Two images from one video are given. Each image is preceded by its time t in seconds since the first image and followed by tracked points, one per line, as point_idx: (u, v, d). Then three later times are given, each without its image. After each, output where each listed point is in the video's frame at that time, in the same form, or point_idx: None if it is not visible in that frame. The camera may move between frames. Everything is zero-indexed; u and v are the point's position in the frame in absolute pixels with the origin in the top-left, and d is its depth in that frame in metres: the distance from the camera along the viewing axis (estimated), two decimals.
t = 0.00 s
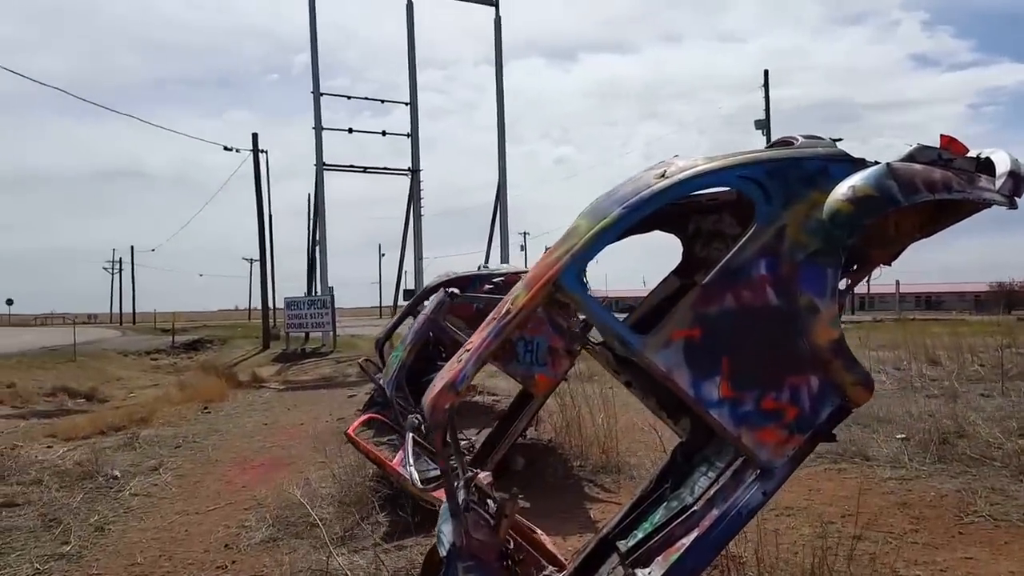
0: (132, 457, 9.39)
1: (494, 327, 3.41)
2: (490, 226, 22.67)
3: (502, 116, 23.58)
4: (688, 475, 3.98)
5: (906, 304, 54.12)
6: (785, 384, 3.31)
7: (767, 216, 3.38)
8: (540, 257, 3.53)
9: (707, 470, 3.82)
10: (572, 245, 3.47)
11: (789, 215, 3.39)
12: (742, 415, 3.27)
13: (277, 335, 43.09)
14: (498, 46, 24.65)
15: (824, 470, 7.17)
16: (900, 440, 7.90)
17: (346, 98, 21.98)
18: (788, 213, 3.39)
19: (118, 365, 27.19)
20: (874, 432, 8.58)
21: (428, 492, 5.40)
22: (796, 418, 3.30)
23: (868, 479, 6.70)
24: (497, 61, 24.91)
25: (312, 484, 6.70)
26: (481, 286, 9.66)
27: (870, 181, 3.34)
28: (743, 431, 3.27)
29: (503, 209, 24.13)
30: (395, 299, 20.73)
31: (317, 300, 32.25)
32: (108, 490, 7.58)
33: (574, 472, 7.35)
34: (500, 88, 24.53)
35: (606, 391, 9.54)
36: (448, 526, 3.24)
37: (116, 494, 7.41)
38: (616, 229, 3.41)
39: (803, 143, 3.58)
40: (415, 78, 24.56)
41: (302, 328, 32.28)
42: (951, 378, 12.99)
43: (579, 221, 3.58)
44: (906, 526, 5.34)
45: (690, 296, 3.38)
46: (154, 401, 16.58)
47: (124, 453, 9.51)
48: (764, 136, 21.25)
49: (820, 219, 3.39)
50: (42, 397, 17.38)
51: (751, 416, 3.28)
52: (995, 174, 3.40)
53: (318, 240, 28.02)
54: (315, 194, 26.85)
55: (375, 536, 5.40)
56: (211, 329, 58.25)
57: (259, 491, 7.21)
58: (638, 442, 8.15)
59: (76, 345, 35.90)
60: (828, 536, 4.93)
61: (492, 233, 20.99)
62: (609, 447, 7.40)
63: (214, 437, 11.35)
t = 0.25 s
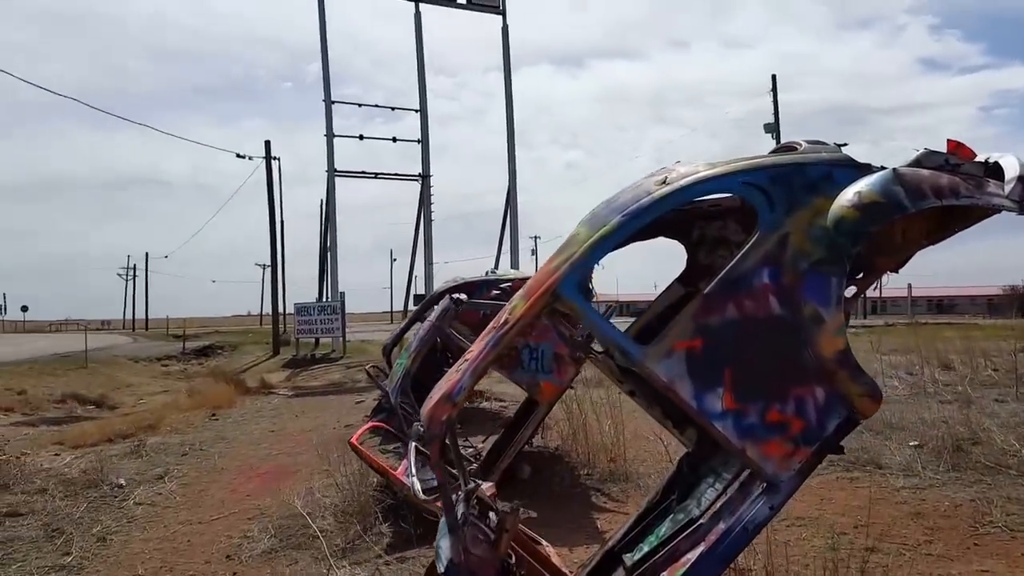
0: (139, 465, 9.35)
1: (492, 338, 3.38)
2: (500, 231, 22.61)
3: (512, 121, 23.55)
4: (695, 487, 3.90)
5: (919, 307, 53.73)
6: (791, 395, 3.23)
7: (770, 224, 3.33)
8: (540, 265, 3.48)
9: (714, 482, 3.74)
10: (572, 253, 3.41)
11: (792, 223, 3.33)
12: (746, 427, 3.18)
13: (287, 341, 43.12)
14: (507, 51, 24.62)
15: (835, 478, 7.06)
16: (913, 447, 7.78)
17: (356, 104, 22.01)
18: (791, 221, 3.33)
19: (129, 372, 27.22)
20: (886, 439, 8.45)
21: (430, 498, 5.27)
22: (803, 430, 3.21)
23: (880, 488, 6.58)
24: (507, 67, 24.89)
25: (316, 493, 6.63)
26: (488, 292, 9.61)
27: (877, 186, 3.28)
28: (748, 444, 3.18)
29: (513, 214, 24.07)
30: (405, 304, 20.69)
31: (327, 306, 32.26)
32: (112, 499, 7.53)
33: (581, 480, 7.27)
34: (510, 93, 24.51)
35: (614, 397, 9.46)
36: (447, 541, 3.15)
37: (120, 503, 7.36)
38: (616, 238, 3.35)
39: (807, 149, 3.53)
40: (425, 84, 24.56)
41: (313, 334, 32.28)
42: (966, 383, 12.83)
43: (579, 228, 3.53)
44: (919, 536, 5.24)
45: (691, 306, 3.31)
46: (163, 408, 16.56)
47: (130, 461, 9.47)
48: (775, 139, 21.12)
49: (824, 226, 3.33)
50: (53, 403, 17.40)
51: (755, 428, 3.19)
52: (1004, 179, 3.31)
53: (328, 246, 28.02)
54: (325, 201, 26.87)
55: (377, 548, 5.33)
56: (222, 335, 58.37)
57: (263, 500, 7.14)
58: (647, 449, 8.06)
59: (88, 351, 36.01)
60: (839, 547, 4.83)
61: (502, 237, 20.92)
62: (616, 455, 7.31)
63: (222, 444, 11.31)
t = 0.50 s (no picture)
0: (144, 475, 9.29)
1: (490, 346, 3.28)
2: (510, 239, 22.53)
3: (521, 129, 23.52)
4: (702, 500, 3.78)
5: (932, 313, 53.32)
6: (800, 406, 3.12)
7: (777, 228, 3.22)
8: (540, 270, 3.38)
9: (721, 495, 3.62)
10: (572, 259, 3.32)
11: (800, 227, 3.22)
12: (754, 438, 3.08)
13: (298, 348, 43.12)
14: (516, 59, 24.60)
15: (847, 489, 6.92)
16: (926, 457, 7.63)
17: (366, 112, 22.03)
18: (798, 225, 3.23)
19: (140, 380, 27.25)
20: (898, 448, 8.31)
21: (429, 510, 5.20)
22: (813, 442, 3.10)
23: (893, 499, 6.45)
24: (517, 75, 24.86)
25: (318, 505, 6.53)
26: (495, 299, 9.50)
27: (889, 188, 3.16)
28: (756, 456, 3.07)
29: (522, 222, 24.01)
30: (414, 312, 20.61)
31: (337, 313, 32.25)
32: (116, 509, 7.47)
33: (587, 492, 7.16)
34: (519, 101, 24.48)
35: (622, 406, 9.34)
36: (444, 558, 3.07)
37: (123, 514, 7.30)
38: (618, 242, 3.25)
39: (816, 151, 3.43)
40: (435, 92, 24.55)
41: (323, 342, 32.27)
42: (980, 390, 12.64)
43: (580, 232, 3.44)
44: (932, 550, 5.10)
45: (696, 313, 3.21)
46: (172, 416, 16.54)
47: (136, 471, 9.40)
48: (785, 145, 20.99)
49: (833, 230, 3.22)
50: (62, 412, 17.38)
51: (764, 440, 3.09)
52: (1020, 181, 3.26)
53: (339, 254, 28.02)
54: (336, 209, 26.88)
55: (377, 562, 5.24)
56: (234, 342, 58.52)
57: (267, 511, 7.06)
58: (654, 460, 7.94)
59: (101, 359, 36.09)
60: (850, 563, 4.70)
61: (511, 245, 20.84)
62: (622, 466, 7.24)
63: (228, 454, 11.24)
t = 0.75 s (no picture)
0: (149, 486, 9.24)
1: (489, 358, 3.20)
2: (519, 248, 22.45)
3: (530, 137, 23.48)
4: (710, 516, 3.67)
5: (946, 319, 52.91)
6: (812, 420, 3.02)
7: (786, 235, 3.12)
8: (539, 279, 3.30)
9: (729, 511, 3.51)
10: (573, 267, 3.24)
11: (809, 235, 3.12)
12: (764, 455, 2.98)
13: (308, 356, 43.15)
14: (525, 68, 24.57)
15: (859, 501, 6.79)
16: (940, 468, 7.49)
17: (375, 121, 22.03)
18: (808, 232, 3.13)
19: (150, 389, 27.29)
20: (910, 458, 8.17)
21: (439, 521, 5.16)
22: (826, 458, 3.00)
23: (905, 511, 6.31)
24: (526, 84, 24.84)
25: (321, 517, 6.41)
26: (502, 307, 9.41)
27: (905, 192, 3.06)
28: (766, 473, 2.97)
29: (532, 230, 23.93)
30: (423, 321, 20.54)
31: (346, 321, 32.24)
32: (118, 521, 7.41)
33: (593, 504, 7.08)
34: (528, 109, 24.43)
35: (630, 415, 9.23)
36: None
37: (126, 526, 7.23)
38: (620, 251, 3.17)
39: (826, 155, 3.33)
40: (444, 101, 24.52)
41: (332, 350, 32.26)
42: (995, 398, 12.45)
43: (582, 239, 3.36)
44: (946, 565, 4.97)
45: (703, 323, 3.11)
46: (180, 426, 16.50)
47: (141, 482, 9.34)
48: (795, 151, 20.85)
49: (845, 237, 3.13)
50: (71, 421, 17.37)
51: (775, 456, 2.98)
52: None
53: (348, 262, 28.02)
54: (345, 218, 26.87)
55: None
56: (245, 350, 58.67)
57: (270, 524, 6.98)
58: (662, 470, 7.84)
59: (112, 367, 36.19)
60: None
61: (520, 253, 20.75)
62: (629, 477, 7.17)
63: (234, 464, 11.18)
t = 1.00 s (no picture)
0: (154, 498, 9.16)
1: (486, 375, 3.16)
2: (527, 257, 22.37)
3: (539, 146, 23.45)
4: (716, 535, 3.57)
5: (958, 327, 52.50)
6: (822, 440, 2.92)
7: (794, 245, 3.03)
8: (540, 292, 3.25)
9: (736, 530, 3.43)
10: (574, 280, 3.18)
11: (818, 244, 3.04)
12: (772, 475, 2.88)
13: (317, 366, 43.16)
14: (534, 77, 24.55)
15: (871, 515, 6.66)
16: (954, 480, 7.35)
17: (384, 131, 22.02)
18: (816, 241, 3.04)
19: (159, 398, 27.23)
20: (923, 470, 8.03)
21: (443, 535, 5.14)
22: (836, 480, 2.90)
23: (919, 525, 6.18)
24: (535, 93, 24.82)
25: (322, 531, 6.33)
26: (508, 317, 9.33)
27: (917, 202, 3.00)
28: (774, 495, 2.87)
29: (540, 239, 23.85)
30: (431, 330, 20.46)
31: (355, 330, 32.18)
32: (121, 535, 7.34)
33: (599, 518, 7.00)
34: (537, 118, 24.40)
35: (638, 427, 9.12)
36: None
37: (128, 540, 7.16)
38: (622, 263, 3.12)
39: (834, 162, 3.25)
40: (452, 111, 24.50)
41: (341, 359, 32.23)
42: (1009, 407, 12.27)
43: (583, 251, 3.31)
44: None
45: (708, 337, 3.03)
46: (187, 436, 16.44)
47: (145, 494, 9.29)
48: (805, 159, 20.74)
49: (855, 245, 3.05)
50: (78, 431, 17.35)
51: (782, 478, 2.88)
52: None
53: (357, 271, 28.00)
54: (353, 227, 26.83)
55: None
56: (255, 360, 58.75)
57: (272, 538, 6.91)
58: (669, 483, 7.75)
59: (122, 377, 36.26)
60: None
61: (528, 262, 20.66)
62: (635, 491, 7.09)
63: (240, 475, 11.11)
